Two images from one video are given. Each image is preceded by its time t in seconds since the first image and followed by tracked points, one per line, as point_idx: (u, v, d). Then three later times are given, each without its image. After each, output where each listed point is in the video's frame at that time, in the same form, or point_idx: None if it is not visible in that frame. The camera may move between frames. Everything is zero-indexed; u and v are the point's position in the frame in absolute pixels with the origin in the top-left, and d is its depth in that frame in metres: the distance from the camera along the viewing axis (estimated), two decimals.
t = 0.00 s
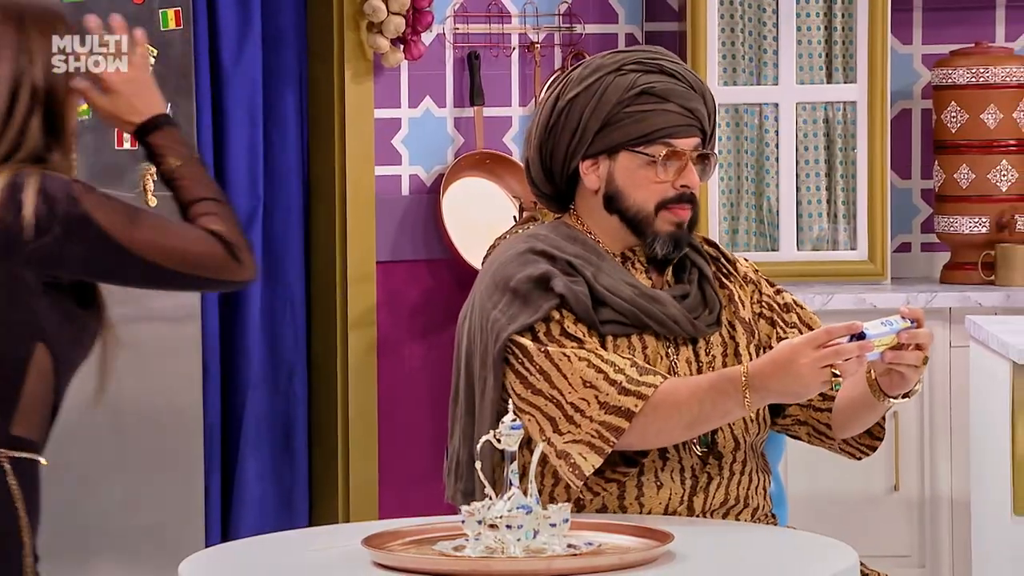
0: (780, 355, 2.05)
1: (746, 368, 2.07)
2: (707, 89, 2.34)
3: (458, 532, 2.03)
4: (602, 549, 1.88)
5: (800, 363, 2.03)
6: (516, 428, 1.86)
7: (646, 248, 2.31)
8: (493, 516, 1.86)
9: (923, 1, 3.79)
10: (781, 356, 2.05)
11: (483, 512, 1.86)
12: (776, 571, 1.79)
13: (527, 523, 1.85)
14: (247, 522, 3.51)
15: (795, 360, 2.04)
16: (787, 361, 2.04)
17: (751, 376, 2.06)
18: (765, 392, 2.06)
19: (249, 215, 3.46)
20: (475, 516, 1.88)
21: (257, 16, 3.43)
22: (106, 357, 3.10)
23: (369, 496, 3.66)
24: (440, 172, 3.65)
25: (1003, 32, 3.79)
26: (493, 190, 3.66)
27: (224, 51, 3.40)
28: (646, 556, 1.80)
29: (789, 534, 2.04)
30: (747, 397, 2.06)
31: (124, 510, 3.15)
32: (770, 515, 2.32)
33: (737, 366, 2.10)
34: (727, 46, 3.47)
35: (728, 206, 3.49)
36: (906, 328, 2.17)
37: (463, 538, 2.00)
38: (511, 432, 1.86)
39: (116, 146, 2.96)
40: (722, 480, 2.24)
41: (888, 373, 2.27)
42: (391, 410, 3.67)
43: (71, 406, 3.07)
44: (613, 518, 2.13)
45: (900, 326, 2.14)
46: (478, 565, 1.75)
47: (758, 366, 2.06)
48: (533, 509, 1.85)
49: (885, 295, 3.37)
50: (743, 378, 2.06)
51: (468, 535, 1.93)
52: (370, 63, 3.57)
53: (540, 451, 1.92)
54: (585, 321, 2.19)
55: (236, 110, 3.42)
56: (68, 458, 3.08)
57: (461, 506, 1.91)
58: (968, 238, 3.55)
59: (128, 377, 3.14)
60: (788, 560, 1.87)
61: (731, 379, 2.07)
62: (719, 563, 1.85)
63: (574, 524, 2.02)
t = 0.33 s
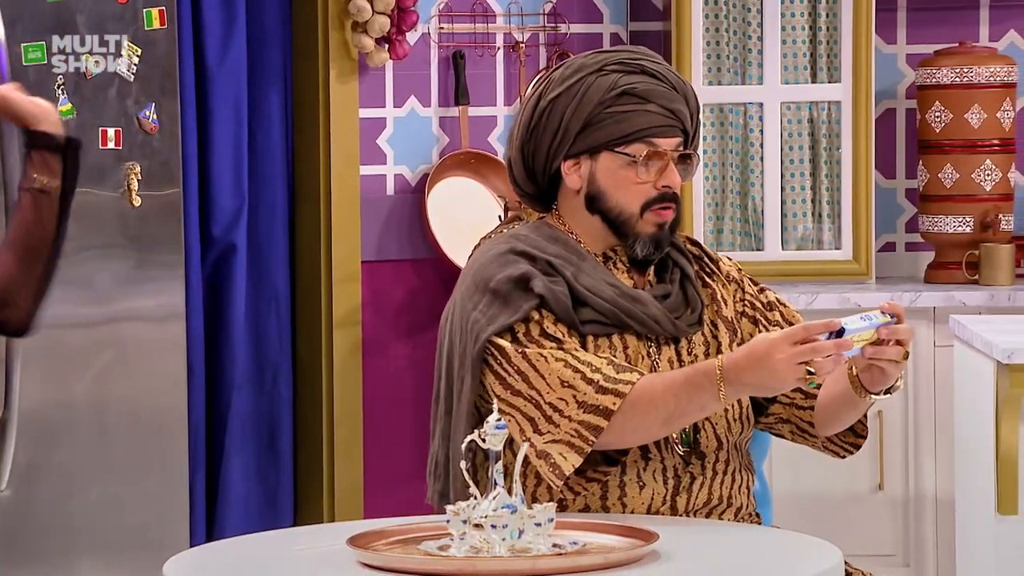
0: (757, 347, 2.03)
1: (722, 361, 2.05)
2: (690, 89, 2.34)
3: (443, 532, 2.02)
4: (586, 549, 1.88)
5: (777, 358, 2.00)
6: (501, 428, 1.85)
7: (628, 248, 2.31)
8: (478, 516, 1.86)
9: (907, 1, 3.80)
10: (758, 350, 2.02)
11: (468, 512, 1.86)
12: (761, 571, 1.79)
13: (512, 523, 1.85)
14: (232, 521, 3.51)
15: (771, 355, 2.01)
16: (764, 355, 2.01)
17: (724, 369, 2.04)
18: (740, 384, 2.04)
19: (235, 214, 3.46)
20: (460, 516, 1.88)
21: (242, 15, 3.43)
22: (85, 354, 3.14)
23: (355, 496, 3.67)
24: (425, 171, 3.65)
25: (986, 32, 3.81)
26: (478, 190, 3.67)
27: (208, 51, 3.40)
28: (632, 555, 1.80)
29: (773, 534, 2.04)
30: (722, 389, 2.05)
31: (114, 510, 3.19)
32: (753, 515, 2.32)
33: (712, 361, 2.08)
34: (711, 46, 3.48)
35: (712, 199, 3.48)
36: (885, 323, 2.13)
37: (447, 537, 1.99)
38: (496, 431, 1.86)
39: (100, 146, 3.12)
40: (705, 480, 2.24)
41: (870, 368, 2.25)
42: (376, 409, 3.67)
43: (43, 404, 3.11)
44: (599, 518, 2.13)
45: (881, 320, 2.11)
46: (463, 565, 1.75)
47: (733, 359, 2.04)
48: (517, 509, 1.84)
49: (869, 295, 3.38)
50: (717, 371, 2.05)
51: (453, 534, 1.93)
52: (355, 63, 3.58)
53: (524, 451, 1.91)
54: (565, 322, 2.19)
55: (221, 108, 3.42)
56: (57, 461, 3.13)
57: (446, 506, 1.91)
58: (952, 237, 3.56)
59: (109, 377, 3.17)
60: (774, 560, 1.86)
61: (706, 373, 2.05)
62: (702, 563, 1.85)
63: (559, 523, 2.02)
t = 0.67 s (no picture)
0: (718, 338, 2.01)
1: (685, 352, 2.04)
2: (678, 88, 2.34)
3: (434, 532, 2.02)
4: (577, 548, 1.88)
5: (738, 352, 1.99)
6: (491, 427, 1.85)
7: (616, 249, 2.31)
8: (468, 516, 1.85)
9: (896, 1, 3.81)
10: (720, 343, 2.00)
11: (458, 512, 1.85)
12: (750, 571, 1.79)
13: (502, 522, 1.85)
14: (223, 521, 3.51)
15: (732, 349, 2.00)
16: (724, 349, 2.00)
17: (689, 360, 2.03)
18: (706, 376, 2.03)
19: (225, 213, 3.46)
20: (450, 516, 1.87)
21: (232, 15, 3.43)
22: (75, 354, 3.14)
23: (346, 496, 3.66)
24: (415, 171, 3.65)
25: (976, 32, 3.81)
26: (469, 190, 3.67)
27: (198, 50, 3.39)
28: (622, 555, 1.80)
29: (762, 534, 2.04)
30: (689, 381, 2.04)
31: (104, 509, 3.19)
32: (743, 515, 2.31)
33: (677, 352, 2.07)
34: (701, 46, 3.49)
35: (702, 205, 3.50)
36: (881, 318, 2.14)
37: (439, 537, 1.99)
38: (486, 431, 1.85)
39: (90, 146, 3.11)
40: (694, 480, 2.24)
41: (863, 366, 2.25)
42: (367, 409, 3.67)
43: (33, 403, 3.10)
44: (589, 518, 2.12)
45: (876, 317, 2.12)
46: (455, 565, 1.75)
47: (695, 351, 2.02)
48: (507, 508, 1.84)
49: (859, 296, 3.38)
50: (682, 363, 2.03)
51: (445, 534, 1.93)
52: (345, 63, 3.58)
53: (516, 449, 1.91)
54: (549, 325, 2.19)
55: (212, 109, 3.42)
56: (48, 460, 3.13)
57: (437, 505, 1.90)
58: (941, 237, 3.56)
59: (99, 377, 3.17)
60: (764, 560, 1.86)
61: (672, 367, 2.04)
62: (693, 563, 1.85)
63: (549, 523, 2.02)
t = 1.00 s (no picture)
0: (705, 337, 2.00)
1: (672, 351, 2.03)
2: (672, 88, 2.33)
3: (426, 532, 2.01)
4: (569, 548, 1.88)
5: (725, 353, 1.99)
6: (484, 427, 1.83)
7: (607, 249, 2.31)
8: (461, 516, 1.84)
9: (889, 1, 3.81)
10: (707, 342, 2.00)
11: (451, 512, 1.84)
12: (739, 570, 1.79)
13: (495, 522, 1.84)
14: (215, 521, 3.51)
15: (719, 348, 1.99)
16: (711, 347, 2.00)
17: (676, 359, 2.03)
18: (692, 374, 2.02)
19: (217, 213, 3.46)
20: (443, 515, 1.85)
21: (225, 15, 3.43)
22: (67, 353, 3.15)
23: (338, 496, 3.67)
24: (408, 171, 3.65)
25: (968, 32, 3.82)
26: (462, 190, 3.67)
27: (190, 50, 3.39)
28: (614, 555, 1.80)
29: (753, 533, 2.04)
30: (677, 379, 2.03)
31: (95, 510, 3.20)
32: (735, 514, 2.32)
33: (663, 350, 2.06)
34: (694, 46, 3.49)
35: (695, 206, 3.51)
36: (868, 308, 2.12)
37: (431, 537, 1.98)
38: (479, 431, 1.84)
39: (83, 145, 3.12)
40: (686, 480, 2.24)
41: (851, 358, 2.24)
42: (359, 410, 3.67)
43: (23, 403, 3.12)
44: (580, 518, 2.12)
45: (863, 307, 2.09)
46: (448, 565, 1.74)
47: (683, 349, 2.02)
48: (500, 508, 1.84)
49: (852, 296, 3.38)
50: (670, 362, 2.03)
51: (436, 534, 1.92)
52: (337, 62, 3.58)
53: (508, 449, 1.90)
54: (538, 326, 2.19)
55: (205, 108, 3.42)
56: (41, 459, 3.15)
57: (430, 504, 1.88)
58: (934, 237, 3.57)
59: (90, 377, 3.18)
60: (755, 560, 1.86)
61: (660, 365, 2.04)
62: (685, 563, 1.85)
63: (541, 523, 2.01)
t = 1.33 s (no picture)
0: (714, 336, 2.00)
1: (678, 348, 2.04)
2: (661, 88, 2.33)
3: (419, 531, 1.99)
4: (563, 547, 1.87)
5: (733, 351, 1.98)
6: (478, 426, 1.82)
7: (598, 248, 2.31)
8: (453, 515, 1.83)
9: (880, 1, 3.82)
10: (716, 342, 2.00)
11: (444, 511, 1.83)
12: (729, 567, 1.79)
13: (487, 522, 1.82)
14: (207, 521, 3.51)
15: (727, 347, 1.99)
16: (719, 346, 1.99)
17: (682, 356, 2.03)
18: (697, 373, 2.02)
19: (209, 213, 3.46)
20: (436, 515, 1.84)
21: (217, 15, 3.42)
22: (60, 353, 3.15)
23: (330, 495, 3.66)
24: (400, 170, 3.65)
25: (960, 31, 3.82)
26: (455, 190, 3.67)
27: (182, 51, 3.39)
28: (606, 555, 1.79)
29: (742, 529, 2.05)
30: (682, 377, 2.03)
31: (86, 509, 3.19)
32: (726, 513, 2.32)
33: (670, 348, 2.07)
34: (686, 45, 3.50)
35: (688, 205, 3.52)
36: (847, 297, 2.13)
37: (424, 536, 1.96)
38: (472, 430, 1.82)
39: (75, 144, 3.12)
40: (678, 478, 2.24)
41: (834, 348, 2.23)
42: (352, 410, 3.68)
43: (15, 404, 3.13)
44: (576, 517, 2.10)
45: (843, 294, 2.11)
46: (440, 564, 1.74)
47: (690, 348, 2.02)
48: (493, 508, 1.82)
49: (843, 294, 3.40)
50: (675, 359, 2.03)
51: (430, 533, 1.91)
52: (330, 61, 3.58)
53: (503, 447, 1.88)
54: (533, 324, 2.18)
55: (197, 108, 3.42)
56: (33, 460, 3.15)
57: (422, 504, 1.87)
58: (926, 236, 3.57)
59: (83, 376, 3.18)
60: (747, 556, 1.86)
61: (665, 363, 2.04)
62: (678, 560, 1.84)
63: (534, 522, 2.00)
